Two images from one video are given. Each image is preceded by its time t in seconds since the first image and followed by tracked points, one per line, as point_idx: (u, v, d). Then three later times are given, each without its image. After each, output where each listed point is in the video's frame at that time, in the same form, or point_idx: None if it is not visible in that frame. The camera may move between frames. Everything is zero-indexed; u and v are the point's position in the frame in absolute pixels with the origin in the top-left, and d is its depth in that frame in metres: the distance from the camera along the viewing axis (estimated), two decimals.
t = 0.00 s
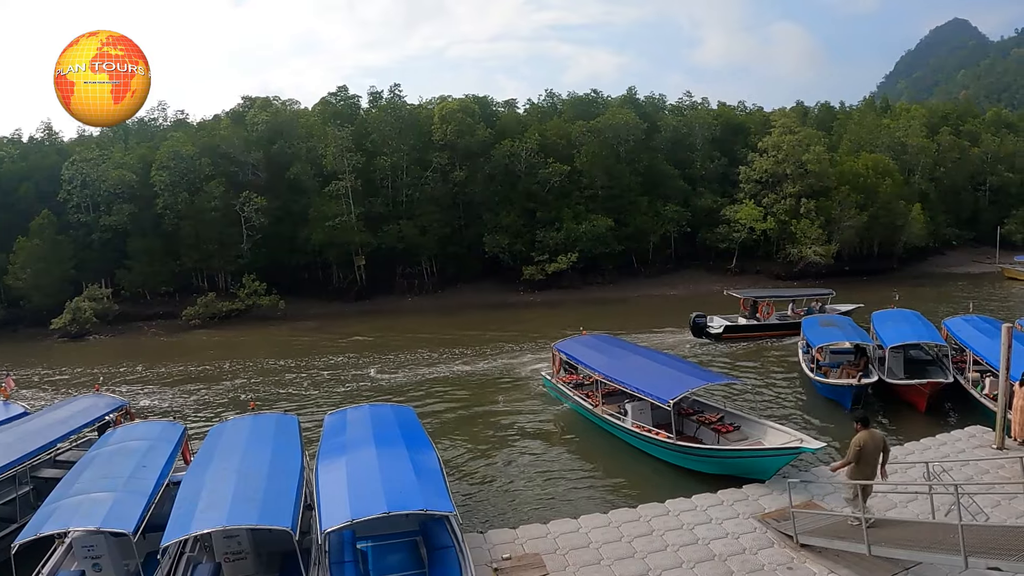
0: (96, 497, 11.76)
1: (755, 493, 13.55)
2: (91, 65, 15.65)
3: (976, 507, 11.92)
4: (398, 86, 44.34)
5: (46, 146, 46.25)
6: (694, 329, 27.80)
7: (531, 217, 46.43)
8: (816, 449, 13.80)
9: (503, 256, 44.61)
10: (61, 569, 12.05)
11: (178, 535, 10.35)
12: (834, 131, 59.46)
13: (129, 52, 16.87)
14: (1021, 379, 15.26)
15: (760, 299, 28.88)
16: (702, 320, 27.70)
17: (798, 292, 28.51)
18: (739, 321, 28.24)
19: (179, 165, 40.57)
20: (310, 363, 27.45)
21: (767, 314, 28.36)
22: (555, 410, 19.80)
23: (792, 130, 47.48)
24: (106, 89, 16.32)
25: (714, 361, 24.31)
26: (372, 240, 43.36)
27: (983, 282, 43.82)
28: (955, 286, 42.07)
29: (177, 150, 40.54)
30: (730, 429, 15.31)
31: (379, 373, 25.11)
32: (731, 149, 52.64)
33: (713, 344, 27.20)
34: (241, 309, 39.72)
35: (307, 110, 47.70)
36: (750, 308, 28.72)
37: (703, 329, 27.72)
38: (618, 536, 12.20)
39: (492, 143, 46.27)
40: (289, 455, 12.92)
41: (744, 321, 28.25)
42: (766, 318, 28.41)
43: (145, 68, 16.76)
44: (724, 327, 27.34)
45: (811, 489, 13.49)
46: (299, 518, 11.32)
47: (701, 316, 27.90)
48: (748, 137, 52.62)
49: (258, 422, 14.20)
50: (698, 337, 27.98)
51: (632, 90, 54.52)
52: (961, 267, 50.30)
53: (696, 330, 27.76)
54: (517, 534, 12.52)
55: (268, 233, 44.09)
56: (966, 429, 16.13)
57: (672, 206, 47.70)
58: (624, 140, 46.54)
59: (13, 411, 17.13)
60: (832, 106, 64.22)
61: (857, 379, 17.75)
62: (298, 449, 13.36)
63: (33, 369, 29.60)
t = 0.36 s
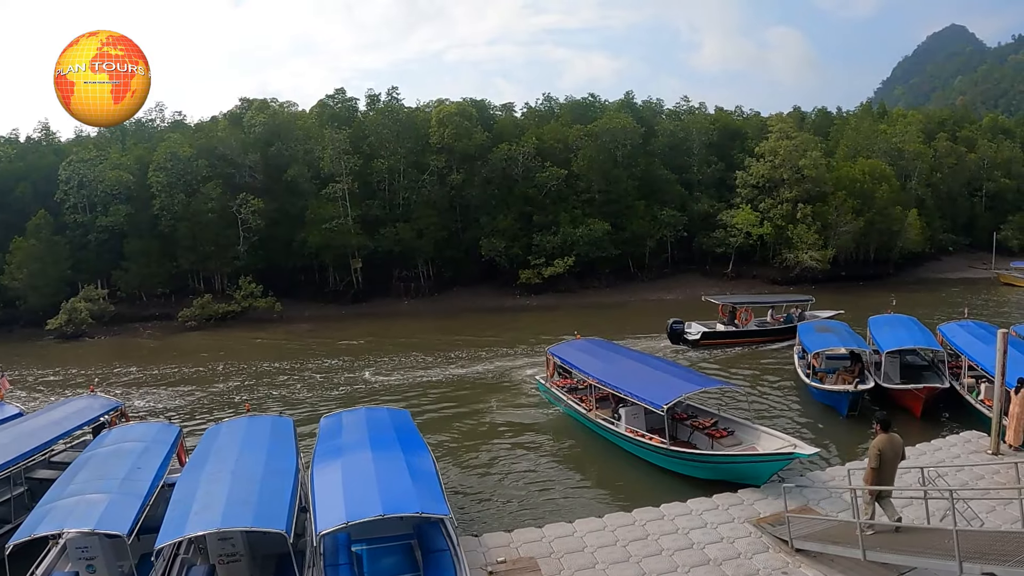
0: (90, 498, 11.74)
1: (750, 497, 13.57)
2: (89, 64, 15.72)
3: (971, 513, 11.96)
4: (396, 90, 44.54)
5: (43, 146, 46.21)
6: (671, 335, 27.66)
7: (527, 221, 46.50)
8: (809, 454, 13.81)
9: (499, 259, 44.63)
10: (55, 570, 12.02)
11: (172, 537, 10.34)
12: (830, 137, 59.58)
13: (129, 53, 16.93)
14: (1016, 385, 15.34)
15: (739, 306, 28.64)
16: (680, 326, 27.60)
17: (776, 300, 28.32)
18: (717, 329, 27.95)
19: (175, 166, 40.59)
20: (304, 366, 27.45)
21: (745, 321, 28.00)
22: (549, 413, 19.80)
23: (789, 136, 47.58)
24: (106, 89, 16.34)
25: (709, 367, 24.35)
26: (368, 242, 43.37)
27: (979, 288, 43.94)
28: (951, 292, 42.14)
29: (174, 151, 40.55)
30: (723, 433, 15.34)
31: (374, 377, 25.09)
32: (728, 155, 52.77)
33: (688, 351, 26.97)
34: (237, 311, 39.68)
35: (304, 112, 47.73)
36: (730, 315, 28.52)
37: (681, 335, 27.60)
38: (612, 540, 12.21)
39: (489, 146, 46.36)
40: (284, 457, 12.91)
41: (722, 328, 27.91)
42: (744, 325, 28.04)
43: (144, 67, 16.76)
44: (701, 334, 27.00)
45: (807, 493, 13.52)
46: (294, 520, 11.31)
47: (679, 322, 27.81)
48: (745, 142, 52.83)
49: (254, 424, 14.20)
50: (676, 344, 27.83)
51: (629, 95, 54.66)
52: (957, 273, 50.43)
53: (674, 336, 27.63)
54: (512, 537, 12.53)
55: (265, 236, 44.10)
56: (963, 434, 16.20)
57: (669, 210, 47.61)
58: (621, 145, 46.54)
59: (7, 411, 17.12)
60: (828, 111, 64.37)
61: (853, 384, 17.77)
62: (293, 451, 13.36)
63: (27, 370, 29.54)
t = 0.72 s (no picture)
0: (82, 498, 11.71)
1: (742, 496, 13.61)
2: (89, 64, 15.72)
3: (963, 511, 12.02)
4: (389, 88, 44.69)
5: (34, 145, 45.98)
6: (645, 336, 27.68)
7: (520, 220, 46.47)
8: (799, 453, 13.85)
9: (492, 259, 44.61)
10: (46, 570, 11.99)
11: (163, 537, 10.32)
12: (823, 135, 59.70)
13: (129, 53, 16.93)
14: (1007, 384, 15.47)
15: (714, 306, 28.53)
16: (653, 327, 27.64)
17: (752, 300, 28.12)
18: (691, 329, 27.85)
19: (167, 165, 40.46)
20: (295, 365, 27.43)
21: (719, 322, 27.85)
22: (540, 412, 19.81)
23: (781, 135, 47.67)
24: (106, 89, 16.34)
25: (700, 366, 24.42)
26: (360, 241, 43.33)
27: (970, 287, 44.06)
28: (942, 290, 42.33)
29: (166, 151, 40.43)
30: (713, 432, 15.38)
31: (365, 376, 25.05)
32: (721, 153, 53.02)
33: (662, 352, 26.90)
34: (229, 310, 39.62)
35: (296, 111, 47.65)
36: (703, 316, 28.40)
37: (654, 336, 27.58)
38: (604, 539, 12.23)
39: (482, 145, 46.34)
40: (276, 457, 12.88)
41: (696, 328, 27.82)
42: (718, 325, 27.90)
43: (145, 68, 16.73)
44: (674, 334, 26.94)
45: (799, 491, 13.57)
46: (286, 520, 11.30)
47: (652, 323, 27.80)
48: (737, 141, 52.98)
49: (246, 423, 14.19)
50: (651, 345, 27.83)
51: (622, 93, 54.74)
52: (949, 272, 50.58)
53: (648, 337, 27.66)
54: (504, 536, 12.54)
55: (257, 235, 44.01)
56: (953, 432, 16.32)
57: (661, 209, 47.72)
58: (613, 144, 46.88)
59: None
60: (821, 111, 64.44)
61: (846, 383, 17.82)
62: (285, 450, 13.36)
63: (17, 370, 29.41)
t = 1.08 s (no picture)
0: (66, 499, 11.65)
1: (729, 493, 13.67)
2: (90, 65, 16.00)
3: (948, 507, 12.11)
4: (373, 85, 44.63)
5: (17, 143, 45.56)
6: (612, 336, 28.05)
7: (505, 218, 46.45)
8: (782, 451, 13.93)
9: (478, 257, 44.56)
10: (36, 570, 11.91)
11: (149, 538, 10.26)
12: (808, 134, 59.99)
13: (128, 52, 17.15)
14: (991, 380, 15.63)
15: (681, 306, 28.58)
16: (620, 327, 27.86)
17: (720, 299, 28.23)
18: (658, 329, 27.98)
19: (152, 164, 40.25)
20: (278, 365, 27.33)
21: (685, 322, 28.06)
22: (525, 411, 19.82)
23: (766, 133, 47.89)
24: (106, 89, 16.63)
25: (684, 364, 24.50)
26: (346, 240, 43.23)
27: (954, 285, 44.41)
28: (927, 288, 42.62)
29: (150, 149, 40.20)
30: (697, 430, 15.46)
31: (350, 375, 25.03)
32: (706, 152, 53.33)
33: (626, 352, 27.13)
34: (215, 310, 39.45)
35: (281, 109, 47.49)
36: (670, 315, 28.51)
37: (620, 335, 27.84)
38: (592, 537, 12.25)
39: (468, 143, 46.32)
40: (261, 457, 12.87)
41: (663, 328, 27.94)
42: (686, 325, 28.07)
43: (145, 68, 17.05)
44: (639, 335, 27.02)
45: (785, 489, 13.64)
46: (272, 520, 11.26)
47: (620, 323, 28.05)
48: (722, 140, 53.26)
49: (231, 423, 14.15)
50: (617, 344, 28.18)
51: (608, 92, 54.90)
52: (932, 270, 50.95)
53: (614, 337, 28.04)
54: (491, 535, 12.54)
55: (242, 234, 43.84)
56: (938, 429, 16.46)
57: (647, 207, 47.90)
58: (598, 142, 47.14)
59: None
60: (806, 110, 64.77)
61: (832, 382, 17.91)
62: (270, 450, 13.33)
63: None
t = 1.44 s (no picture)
0: (49, 504, 11.58)
1: (714, 493, 13.73)
2: (90, 64, 16.00)
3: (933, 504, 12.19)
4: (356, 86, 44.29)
5: None
6: (576, 339, 27.67)
7: (489, 219, 46.45)
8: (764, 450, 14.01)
9: (461, 258, 44.48)
10: None
11: (133, 542, 10.21)
12: (791, 134, 60.35)
13: (128, 52, 17.16)
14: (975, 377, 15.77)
15: (647, 307, 28.22)
16: (583, 329, 27.63)
17: (684, 301, 28.22)
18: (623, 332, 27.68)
19: (134, 166, 40.00)
20: (259, 368, 27.25)
21: (651, 323, 27.62)
22: (506, 412, 19.84)
23: (749, 134, 48.17)
24: (106, 89, 16.64)
25: (665, 365, 24.59)
26: (330, 241, 43.13)
27: (936, 283, 44.79)
28: (908, 287, 42.97)
29: (133, 151, 39.98)
30: (679, 431, 15.54)
31: (332, 377, 24.98)
32: (690, 153, 53.59)
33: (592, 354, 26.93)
34: (198, 312, 39.27)
35: (264, 111, 47.35)
36: (635, 317, 28.19)
37: (584, 337, 27.61)
38: (577, 538, 12.28)
39: (451, 144, 46.34)
40: (246, 459, 12.85)
41: (629, 331, 27.60)
42: (652, 327, 27.68)
43: (145, 68, 17.07)
44: (604, 338, 27.01)
45: (769, 488, 13.72)
46: (257, 524, 11.22)
47: (583, 325, 27.85)
48: (705, 141, 53.55)
49: (215, 426, 14.10)
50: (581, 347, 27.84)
51: (591, 93, 55.14)
52: (914, 269, 51.36)
53: (579, 341, 27.60)
54: (477, 536, 12.54)
55: (225, 236, 43.67)
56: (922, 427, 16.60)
57: (630, 208, 48.12)
58: (581, 143, 47.25)
59: None
60: (788, 110, 65.15)
61: (815, 381, 18.03)
62: (255, 453, 13.29)
63: None
